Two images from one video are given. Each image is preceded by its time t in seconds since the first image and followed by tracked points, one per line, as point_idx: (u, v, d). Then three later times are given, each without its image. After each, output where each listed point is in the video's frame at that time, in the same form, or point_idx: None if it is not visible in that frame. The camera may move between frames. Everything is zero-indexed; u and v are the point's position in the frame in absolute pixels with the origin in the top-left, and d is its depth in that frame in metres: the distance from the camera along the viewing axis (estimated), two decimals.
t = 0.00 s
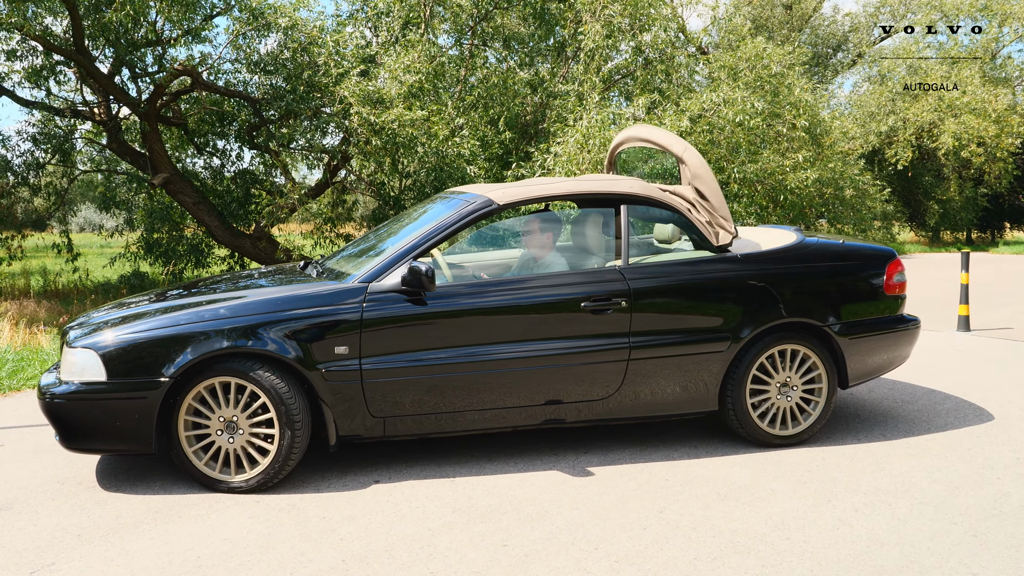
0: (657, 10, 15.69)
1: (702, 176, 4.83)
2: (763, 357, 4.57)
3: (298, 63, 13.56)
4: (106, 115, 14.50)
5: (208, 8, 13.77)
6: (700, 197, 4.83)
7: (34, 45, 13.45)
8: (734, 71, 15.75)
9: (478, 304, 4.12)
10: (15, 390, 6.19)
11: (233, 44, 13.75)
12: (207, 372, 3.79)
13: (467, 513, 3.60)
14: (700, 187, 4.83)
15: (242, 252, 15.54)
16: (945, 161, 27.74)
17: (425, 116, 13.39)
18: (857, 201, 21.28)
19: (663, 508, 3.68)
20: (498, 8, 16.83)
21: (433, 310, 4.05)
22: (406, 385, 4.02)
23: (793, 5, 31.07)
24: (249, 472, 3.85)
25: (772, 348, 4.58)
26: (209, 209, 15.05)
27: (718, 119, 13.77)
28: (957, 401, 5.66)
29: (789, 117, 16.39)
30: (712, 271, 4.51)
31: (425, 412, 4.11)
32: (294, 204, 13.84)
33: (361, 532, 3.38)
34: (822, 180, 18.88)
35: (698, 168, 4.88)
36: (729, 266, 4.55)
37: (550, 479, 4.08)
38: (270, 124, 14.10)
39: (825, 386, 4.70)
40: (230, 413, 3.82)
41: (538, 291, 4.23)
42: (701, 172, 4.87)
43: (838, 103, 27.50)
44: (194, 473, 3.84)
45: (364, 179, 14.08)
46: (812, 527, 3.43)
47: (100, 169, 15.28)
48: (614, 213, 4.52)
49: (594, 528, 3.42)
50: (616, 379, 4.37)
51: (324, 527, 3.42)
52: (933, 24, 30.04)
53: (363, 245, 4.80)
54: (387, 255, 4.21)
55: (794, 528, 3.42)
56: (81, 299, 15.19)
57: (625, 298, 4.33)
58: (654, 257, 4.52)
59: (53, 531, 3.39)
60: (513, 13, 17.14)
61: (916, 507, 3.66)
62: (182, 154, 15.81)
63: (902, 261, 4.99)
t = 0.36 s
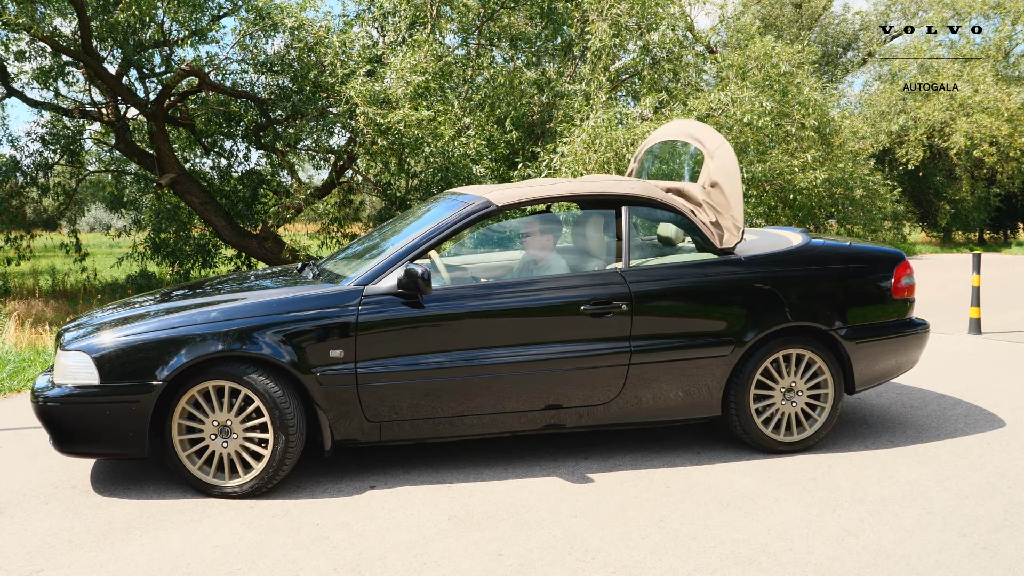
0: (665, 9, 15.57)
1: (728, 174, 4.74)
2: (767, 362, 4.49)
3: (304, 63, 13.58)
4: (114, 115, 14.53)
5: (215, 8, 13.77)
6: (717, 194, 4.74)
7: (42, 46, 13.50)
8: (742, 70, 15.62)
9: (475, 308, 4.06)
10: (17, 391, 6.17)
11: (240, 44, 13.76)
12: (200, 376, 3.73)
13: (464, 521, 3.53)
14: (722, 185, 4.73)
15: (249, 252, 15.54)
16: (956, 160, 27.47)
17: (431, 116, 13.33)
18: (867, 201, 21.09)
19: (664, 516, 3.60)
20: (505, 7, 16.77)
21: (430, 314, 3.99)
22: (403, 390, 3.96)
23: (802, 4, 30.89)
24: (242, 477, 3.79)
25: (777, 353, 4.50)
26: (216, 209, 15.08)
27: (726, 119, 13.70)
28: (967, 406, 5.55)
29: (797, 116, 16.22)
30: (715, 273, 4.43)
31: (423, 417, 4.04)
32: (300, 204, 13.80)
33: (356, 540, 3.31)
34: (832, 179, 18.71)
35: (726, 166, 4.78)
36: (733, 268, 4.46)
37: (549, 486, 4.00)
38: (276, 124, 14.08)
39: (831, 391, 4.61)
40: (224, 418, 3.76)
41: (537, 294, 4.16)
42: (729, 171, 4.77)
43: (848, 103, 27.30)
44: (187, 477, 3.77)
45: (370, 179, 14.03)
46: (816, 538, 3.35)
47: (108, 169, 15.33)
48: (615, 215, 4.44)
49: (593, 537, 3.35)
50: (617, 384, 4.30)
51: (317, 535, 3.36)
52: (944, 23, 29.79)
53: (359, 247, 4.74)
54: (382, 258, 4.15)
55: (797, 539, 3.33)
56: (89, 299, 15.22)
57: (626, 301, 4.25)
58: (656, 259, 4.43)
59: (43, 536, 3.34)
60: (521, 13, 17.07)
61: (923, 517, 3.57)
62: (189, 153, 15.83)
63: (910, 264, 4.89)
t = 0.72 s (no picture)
0: (684, 8, 15.43)
1: (768, 179, 4.63)
2: (781, 366, 4.39)
3: (322, 64, 13.63)
4: (134, 116, 14.63)
5: (235, 10, 13.85)
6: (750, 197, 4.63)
7: (64, 49, 13.64)
8: (763, 70, 15.43)
9: (482, 310, 4.00)
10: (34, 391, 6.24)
11: (259, 46, 13.85)
12: (205, 378, 3.70)
13: (467, 527, 3.48)
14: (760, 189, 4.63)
15: (267, 253, 15.64)
16: (982, 160, 27.01)
17: (449, 117, 13.29)
18: (889, 202, 20.78)
19: (673, 523, 3.52)
20: (523, 7, 16.72)
21: (436, 316, 3.93)
22: (408, 393, 3.91)
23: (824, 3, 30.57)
24: (247, 480, 3.75)
25: (791, 357, 4.39)
26: (236, 210, 15.19)
27: (745, 119, 13.53)
28: (988, 411, 5.41)
29: (818, 116, 16.00)
30: (728, 275, 4.34)
31: (429, 420, 3.99)
32: (318, 205, 13.82)
33: (358, 545, 3.27)
34: (853, 180, 18.45)
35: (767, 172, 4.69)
36: (745, 269, 4.37)
37: (557, 491, 3.94)
38: (295, 125, 14.13)
39: (847, 396, 4.50)
40: (228, 421, 3.73)
41: (545, 296, 4.09)
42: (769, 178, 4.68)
43: (870, 103, 26.96)
44: (192, 480, 3.75)
45: (388, 179, 14.02)
46: (829, 547, 3.25)
47: (130, 170, 15.47)
48: (627, 216, 4.37)
49: (599, 545, 3.28)
50: (627, 387, 4.22)
51: (320, 539, 3.31)
52: (969, 21, 29.33)
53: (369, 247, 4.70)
54: (388, 260, 4.10)
55: (809, 548, 3.24)
56: (110, 299, 15.36)
57: (635, 303, 4.17)
58: (668, 260, 4.35)
59: (45, 539, 3.32)
60: (540, 13, 17.01)
61: (941, 526, 3.46)
62: (209, 154, 15.93)
63: (929, 266, 4.77)
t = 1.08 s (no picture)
0: (700, 7, 15.29)
1: (797, 197, 4.62)
2: (788, 370, 4.30)
3: (337, 65, 13.52)
4: (151, 117, 14.71)
5: (252, 10, 13.90)
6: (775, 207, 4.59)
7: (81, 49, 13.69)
8: (780, 69, 15.24)
9: (481, 312, 3.95)
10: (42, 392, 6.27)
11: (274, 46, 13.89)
12: (200, 381, 3.68)
13: (464, 533, 3.42)
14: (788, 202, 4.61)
15: (282, 253, 15.69)
16: (1003, 160, 26.60)
17: (463, 117, 13.24)
18: (909, 202, 20.48)
19: (674, 531, 3.44)
20: (539, 6, 16.63)
21: (435, 318, 3.89)
22: (406, 396, 3.86)
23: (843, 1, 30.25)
24: (242, 484, 3.72)
25: (798, 360, 4.30)
26: (251, 210, 15.26)
27: (762, 119, 13.30)
28: (1003, 416, 5.28)
29: (836, 115, 15.81)
30: (733, 276, 4.25)
31: (428, 424, 3.94)
32: (332, 205, 13.81)
33: (351, 551, 3.22)
34: (872, 180, 18.20)
35: (799, 191, 4.68)
36: (750, 271, 4.29)
37: (557, 496, 3.87)
38: (310, 125, 14.17)
39: (856, 400, 4.40)
40: (224, 424, 3.70)
41: (546, 297, 4.03)
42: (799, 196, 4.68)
43: (888, 102, 26.65)
44: (188, 484, 3.73)
45: (403, 179, 13.98)
46: (834, 557, 3.16)
47: (147, 170, 15.55)
48: (630, 216, 4.30)
49: (597, 552, 3.22)
50: (629, 391, 4.15)
51: (313, 545, 3.27)
52: (990, 18, 28.93)
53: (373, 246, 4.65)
54: (388, 261, 4.06)
55: (812, 557, 3.16)
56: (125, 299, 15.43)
57: (638, 305, 4.10)
58: (671, 261, 4.28)
59: (38, 543, 3.30)
60: (556, 12, 16.91)
61: (949, 535, 3.37)
62: (225, 154, 15.99)
63: (941, 267, 4.66)
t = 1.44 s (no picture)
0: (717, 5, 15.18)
1: (817, 219, 4.51)
2: (792, 373, 4.21)
3: (354, 63, 13.71)
4: (168, 116, 14.79)
5: (268, 10, 13.93)
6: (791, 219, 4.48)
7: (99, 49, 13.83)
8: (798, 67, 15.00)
9: (478, 313, 3.90)
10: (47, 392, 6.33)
11: (291, 45, 13.93)
12: (193, 383, 3.68)
13: (457, 538, 3.38)
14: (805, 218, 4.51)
15: (299, 252, 15.76)
16: None
17: (478, 116, 13.17)
18: (930, 202, 20.16)
19: (670, 538, 3.39)
20: (556, 5, 16.53)
21: (430, 320, 3.85)
22: (402, 399, 3.83)
23: None
24: (236, 487, 3.72)
25: (803, 363, 4.22)
26: (267, 209, 15.33)
27: (780, 118, 13.05)
28: (1016, 420, 5.16)
29: (855, 114, 15.61)
30: (735, 278, 4.18)
31: (425, 427, 3.91)
32: (347, 204, 13.77)
33: (341, 557, 3.20)
34: (891, 179, 17.94)
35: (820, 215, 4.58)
36: (752, 272, 4.21)
37: (554, 501, 3.82)
38: (327, 124, 14.23)
39: (862, 404, 4.31)
40: (217, 426, 3.71)
41: (543, 298, 3.98)
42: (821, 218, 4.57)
43: (908, 100, 26.29)
44: (181, 486, 3.75)
45: (419, 178, 13.90)
46: (832, 566, 3.09)
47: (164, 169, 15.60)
48: (629, 216, 4.25)
49: (590, 560, 3.17)
50: (628, 394, 4.08)
51: (303, 550, 3.25)
52: (1013, 16, 28.50)
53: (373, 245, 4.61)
54: (385, 261, 4.02)
55: (811, 566, 3.09)
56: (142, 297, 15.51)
57: (638, 307, 4.04)
58: (672, 261, 4.21)
59: (29, 545, 3.33)
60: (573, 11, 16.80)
61: (954, 545, 3.28)
62: (242, 153, 16.02)
63: (951, 268, 4.55)
